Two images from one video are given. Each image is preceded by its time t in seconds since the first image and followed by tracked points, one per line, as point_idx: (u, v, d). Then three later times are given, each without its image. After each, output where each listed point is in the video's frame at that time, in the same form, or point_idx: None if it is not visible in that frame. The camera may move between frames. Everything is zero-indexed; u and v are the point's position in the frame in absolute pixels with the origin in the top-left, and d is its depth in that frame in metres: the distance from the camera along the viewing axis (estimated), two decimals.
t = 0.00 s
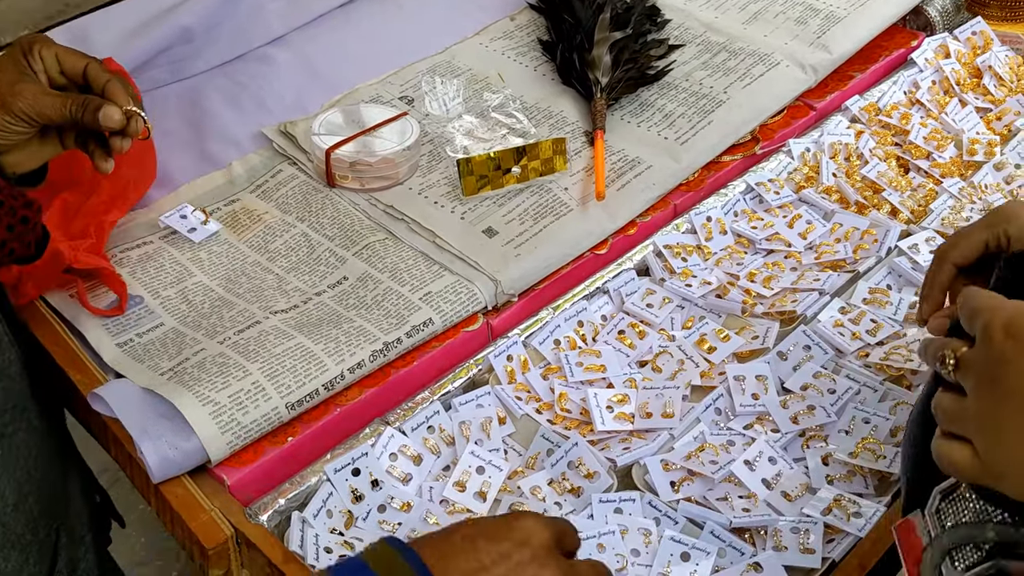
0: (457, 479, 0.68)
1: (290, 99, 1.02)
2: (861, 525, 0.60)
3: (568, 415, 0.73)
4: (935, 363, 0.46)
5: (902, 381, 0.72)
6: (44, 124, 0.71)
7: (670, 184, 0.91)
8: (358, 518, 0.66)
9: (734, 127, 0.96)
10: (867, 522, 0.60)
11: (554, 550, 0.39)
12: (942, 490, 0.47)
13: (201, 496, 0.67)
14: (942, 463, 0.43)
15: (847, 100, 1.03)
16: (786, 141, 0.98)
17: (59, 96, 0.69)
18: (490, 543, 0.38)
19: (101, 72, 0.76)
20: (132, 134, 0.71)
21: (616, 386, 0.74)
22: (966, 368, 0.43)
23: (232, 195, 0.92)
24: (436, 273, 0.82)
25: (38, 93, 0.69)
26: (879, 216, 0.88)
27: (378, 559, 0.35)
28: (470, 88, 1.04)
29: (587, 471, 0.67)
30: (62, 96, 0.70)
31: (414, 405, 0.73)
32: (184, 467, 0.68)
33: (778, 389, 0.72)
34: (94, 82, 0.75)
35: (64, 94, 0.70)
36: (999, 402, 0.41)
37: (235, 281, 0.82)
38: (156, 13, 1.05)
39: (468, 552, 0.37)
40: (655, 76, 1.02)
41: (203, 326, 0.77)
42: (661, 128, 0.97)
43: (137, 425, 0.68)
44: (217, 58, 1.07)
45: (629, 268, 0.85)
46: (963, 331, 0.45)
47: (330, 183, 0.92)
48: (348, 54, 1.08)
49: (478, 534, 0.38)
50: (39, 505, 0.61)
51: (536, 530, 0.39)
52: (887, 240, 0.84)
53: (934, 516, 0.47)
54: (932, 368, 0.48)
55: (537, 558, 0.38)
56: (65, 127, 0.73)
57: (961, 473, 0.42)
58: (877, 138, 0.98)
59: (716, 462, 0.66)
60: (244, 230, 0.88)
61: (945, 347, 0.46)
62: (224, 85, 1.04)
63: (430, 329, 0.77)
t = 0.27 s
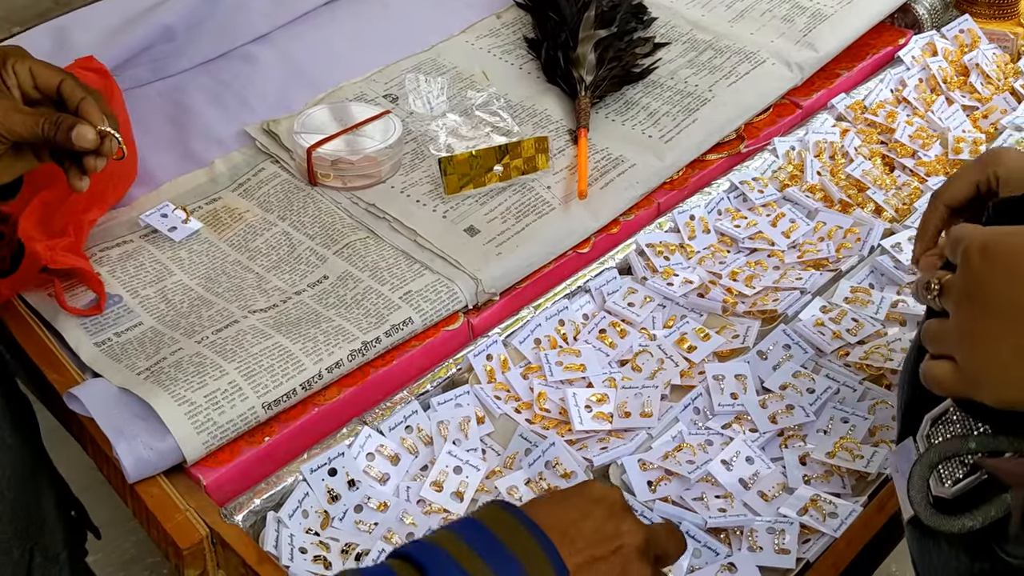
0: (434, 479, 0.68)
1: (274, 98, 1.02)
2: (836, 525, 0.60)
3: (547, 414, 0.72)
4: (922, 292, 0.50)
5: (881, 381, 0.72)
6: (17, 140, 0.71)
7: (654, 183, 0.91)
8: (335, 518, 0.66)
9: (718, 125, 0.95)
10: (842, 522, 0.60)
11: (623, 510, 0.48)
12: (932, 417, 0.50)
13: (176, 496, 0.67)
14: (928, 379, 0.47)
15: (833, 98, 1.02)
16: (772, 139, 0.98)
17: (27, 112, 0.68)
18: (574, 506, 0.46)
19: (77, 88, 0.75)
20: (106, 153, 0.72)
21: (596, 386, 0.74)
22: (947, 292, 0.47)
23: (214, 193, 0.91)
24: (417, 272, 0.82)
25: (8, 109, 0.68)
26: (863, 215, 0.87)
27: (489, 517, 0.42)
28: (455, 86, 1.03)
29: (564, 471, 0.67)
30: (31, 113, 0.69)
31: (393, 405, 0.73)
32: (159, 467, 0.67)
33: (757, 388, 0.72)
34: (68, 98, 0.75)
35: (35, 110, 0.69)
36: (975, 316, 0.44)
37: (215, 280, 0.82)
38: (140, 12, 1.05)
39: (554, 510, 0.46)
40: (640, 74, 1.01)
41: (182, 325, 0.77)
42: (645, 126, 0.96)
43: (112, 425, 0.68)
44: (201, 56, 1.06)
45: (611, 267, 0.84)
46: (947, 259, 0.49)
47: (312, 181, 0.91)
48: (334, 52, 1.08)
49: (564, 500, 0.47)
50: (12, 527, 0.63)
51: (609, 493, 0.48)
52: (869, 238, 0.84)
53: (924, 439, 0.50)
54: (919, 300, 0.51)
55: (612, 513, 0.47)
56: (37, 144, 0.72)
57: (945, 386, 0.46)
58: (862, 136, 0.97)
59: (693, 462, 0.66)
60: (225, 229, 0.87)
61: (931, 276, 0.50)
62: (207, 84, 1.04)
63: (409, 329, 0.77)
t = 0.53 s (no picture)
0: (411, 478, 0.67)
1: (257, 94, 1.01)
2: (814, 523, 0.60)
3: (526, 412, 0.72)
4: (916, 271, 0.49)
5: (864, 378, 0.71)
6: None
7: (638, 180, 0.90)
8: (310, 518, 0.65)
9: (704, 122, 0.95)
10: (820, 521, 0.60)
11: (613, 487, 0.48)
12: (929, 394, 0.51)
13: (150, 495, 0.66)
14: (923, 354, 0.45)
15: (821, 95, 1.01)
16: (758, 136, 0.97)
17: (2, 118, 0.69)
18: (566, 483, 0.46)
19: (48, 91, 0.75)
20: (78, 157, 0.72)
21: (576, 384, 0.73)
22: (942, 269, 0.46)
23: (195, 190, 0.91)
24: (397, 269, 0.81)
25: None
26: (848, 212, 0.86)
27: (494, 492, 0.42)
28: (439, 82, 1.02)
29: (542, 469, 0.66)
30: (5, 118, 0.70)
31: (371, 403, 0.72)
32: (133, 465, 0.66)
33: (738, 386, 0.71)
34: (38, 102, 0.74)
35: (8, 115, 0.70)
36: (971, 287, 0.43)
37: (194, 277, 0.81)
38: (122, 9, 1.04)
39: (553, 488, 0.45)
40: (626, 70, 1.00)
41: (158, 323, 0.76)
42: (631, 123, 0.96)
43: (85, 424, 0.67)
44: (184, 53, 1.06)
45: (593, 265, 0.84)
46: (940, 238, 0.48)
47: (294, 179, 0.91)
48: (318, 49, 1.07)
49: (557, 480, 0.46)
50: None
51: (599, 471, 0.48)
52: (855, 235, 0.83)
53: (921, 416, 0.51)
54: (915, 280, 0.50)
55: (603, 490, 0.47)
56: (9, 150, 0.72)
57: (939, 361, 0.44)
58: (849, 133, 0.96)
59: (672, 460, 0.65)
60: (205, 226, 0.87)
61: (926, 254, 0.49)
62: (190, 81, 1.03)
63: (389, 327, 0.76)
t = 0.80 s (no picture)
0: (370, 491, 0.66)
1: (227, 97, 1.00)
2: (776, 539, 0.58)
3: (490, 423, 0.70)
4: (887, 283, 0.47)
5: (834, 389, 0.69)
6: None
7: (612, 185, 0.89)
8: (267, 532, 0.64)
9: (680, 125, 0.93)
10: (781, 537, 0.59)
11: (605, 503, 0.44)
12: (902, 407, 0.48)
13: (104, 509, 0.65)
14: (897, 369, 0.44)
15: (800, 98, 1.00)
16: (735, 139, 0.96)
17: None
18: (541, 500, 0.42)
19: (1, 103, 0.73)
20: (35, 169, 0.73)
21: (541, 394, 0.72)
22: (912, 281, 0.44)
23: (161, 195, 0.89)
24: (363, 276, 0.79)
25: None
26: (824, 217, 0.85)
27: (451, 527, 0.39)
28: (412, 85, 1.01)
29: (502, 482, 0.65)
30: None
31: (332, 414, 0.71)
32: (86, 478, 0.65)
33: (706, 396, 0.69)
34: None
35: None
36: (942, 299, 0.42)
37: (156, 285, 0.80)
38: (91, 11, 1.03)
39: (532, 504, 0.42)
40: (602, 73, 0.98)
41: (117, 332, 0.74)
42: (605, 127, 0.94)
43: (37, 436, 0.66)
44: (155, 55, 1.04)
45: (564, 271, 0.82)
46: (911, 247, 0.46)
47: (261, 184, 0.89)
48: (291, 51, 1.06)
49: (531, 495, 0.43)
50: None
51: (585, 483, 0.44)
52: (829, 241, 0.82)
53: (895, 429, 0.48)
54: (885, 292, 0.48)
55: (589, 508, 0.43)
56: None
57: (915, 376, 0.43)
58: (827, 137, 0.95)
59: (635, 473, 0.64)
60: (170, 232, 0.85)
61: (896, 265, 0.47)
62: (160, 84, 1.01)
63: (353, 335, 0.75)
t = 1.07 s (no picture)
0: (324, 566, 0.62)
1: (190, 136, 0.97)
2: None
3: (453, 490, 0.67)
4: (867, 374, 0.44)
5: (812, 451, 0.66)
6: None
7: (586, 227, 0.86)
8: None
9: (656, 164, 0.90)
10: None
11: None
12: (883, 499, 0.46)
13: None
14: (878, 474, 0.42)
15: (782, 133, 0.97)
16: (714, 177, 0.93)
17: None
18: None
19: None
20: None
21: (508, 457, 0.68)
22: (892, 376, 0.42)
23: (118, 241, 0.86)
24: (323, 329, 0.76)
25: None
26: (804, 261, 0.81)
27: None
28: (382, 122, 0.98)
29: (463, 557, 0.61)
30: None
31: (287, 480, 0.67)
32: (24, 556, 0.61)
33: (678, 460, 0.66)
34: None
35: None
36: (922, 403, 0.39)
37: (108, 339, 0.76)
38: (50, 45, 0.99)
39: None
40: (577, 109, 0.96)
41: (64, 393, 0.71)
42: (579, 165, 0.91)
43: None
44: (116, 91, 1.01)
45: (535, 320, 0.79)
46: (890, 336, 0.44)
47: (221, 229, 0.86)
48: (258, 86, 1.03)
49: None
50: None
51: None
52: (808, 288, 0.78)
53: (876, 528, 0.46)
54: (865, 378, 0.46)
55: None
56: None
57: (894, 482, 0.41)
58: (808, 174, 0.92)
59: (602, 548, 0.60)
60: (125, 281, 0.82)
61: (874, 355, 0.44)
62: (122, 121, 0.98)
63: (311, 394, 0.71)
